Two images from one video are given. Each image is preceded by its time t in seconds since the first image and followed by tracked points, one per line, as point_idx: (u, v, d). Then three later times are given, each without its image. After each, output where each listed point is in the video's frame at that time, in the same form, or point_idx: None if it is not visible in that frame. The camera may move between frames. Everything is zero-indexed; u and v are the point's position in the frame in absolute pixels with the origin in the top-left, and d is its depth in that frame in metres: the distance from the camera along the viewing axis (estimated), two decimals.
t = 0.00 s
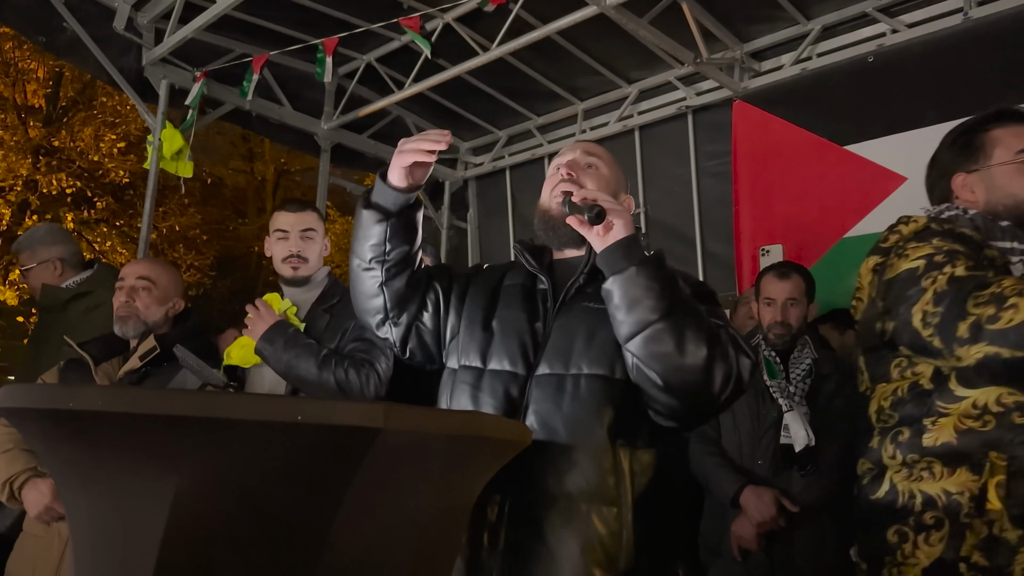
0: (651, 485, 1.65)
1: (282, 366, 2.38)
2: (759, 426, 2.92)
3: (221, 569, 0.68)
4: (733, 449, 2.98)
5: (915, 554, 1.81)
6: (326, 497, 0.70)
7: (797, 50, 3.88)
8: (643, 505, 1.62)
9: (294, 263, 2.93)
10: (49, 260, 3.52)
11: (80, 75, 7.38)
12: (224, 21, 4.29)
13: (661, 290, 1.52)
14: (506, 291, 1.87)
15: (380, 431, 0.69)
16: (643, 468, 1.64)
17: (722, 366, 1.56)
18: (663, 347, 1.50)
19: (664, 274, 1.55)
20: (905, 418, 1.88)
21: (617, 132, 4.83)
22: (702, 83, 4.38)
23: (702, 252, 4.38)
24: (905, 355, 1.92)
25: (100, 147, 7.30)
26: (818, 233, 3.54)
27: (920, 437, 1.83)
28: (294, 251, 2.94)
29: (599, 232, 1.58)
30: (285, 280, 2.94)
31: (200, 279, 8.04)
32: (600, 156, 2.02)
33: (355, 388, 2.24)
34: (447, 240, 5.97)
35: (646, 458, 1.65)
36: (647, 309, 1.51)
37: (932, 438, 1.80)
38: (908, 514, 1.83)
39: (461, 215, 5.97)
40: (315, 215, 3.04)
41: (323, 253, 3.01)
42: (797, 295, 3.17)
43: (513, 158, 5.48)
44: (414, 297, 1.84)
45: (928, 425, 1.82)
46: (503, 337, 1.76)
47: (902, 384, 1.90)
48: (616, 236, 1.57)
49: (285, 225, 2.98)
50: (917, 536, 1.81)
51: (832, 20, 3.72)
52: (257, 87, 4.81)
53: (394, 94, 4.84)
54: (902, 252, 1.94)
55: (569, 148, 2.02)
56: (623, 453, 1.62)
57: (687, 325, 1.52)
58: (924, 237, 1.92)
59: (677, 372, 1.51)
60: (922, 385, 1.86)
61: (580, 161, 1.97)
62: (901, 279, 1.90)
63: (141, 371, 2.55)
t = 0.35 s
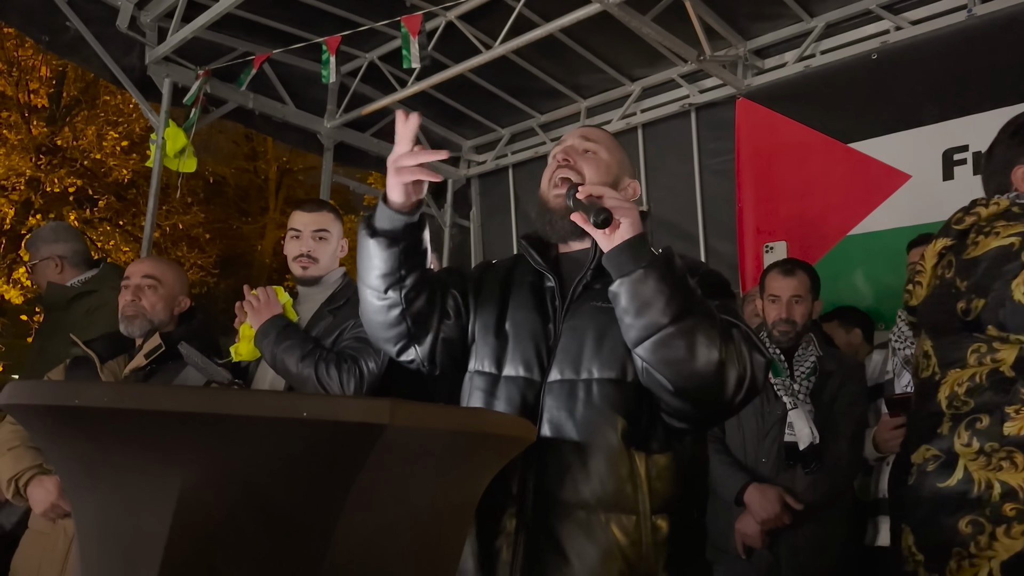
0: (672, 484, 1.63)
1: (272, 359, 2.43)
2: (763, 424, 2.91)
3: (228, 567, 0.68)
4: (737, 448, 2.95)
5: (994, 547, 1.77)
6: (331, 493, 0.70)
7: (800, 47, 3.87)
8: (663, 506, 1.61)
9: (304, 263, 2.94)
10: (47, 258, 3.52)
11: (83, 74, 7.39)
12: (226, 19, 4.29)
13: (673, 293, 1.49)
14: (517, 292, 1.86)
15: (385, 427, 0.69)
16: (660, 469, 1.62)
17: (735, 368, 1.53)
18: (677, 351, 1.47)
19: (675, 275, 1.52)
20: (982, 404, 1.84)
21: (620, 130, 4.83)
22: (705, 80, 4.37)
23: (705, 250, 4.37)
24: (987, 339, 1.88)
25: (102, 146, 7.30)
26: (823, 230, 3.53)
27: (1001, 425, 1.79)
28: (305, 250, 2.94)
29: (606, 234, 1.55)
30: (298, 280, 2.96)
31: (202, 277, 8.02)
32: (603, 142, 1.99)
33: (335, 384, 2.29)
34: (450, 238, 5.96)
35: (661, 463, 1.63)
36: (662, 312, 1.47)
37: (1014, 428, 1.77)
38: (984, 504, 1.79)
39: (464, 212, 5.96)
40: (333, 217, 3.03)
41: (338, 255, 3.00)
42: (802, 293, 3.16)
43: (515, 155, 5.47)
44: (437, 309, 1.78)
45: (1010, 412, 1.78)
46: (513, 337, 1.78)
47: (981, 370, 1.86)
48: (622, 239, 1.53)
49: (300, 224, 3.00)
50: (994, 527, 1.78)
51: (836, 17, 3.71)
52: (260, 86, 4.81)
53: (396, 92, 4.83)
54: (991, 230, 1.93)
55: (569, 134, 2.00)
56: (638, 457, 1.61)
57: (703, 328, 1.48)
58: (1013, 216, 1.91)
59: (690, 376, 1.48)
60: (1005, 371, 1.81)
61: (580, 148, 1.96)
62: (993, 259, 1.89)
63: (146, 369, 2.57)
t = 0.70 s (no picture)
0: (654, 483, 1.58)
1: (276, 360, 2.43)
2: (767, 423, 2.92)
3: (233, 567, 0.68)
4: (740, 443, 2.98)
5: None
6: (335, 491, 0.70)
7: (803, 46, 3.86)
8: (645, 505, 1.57)
9: (311, 265, 2.94)
10: (56, 254, 3.51)
11: (85, 74, 7.40)
12: (228, 19, 4.29)
13: (624, 282, 1.51)
14: (506, 302, 1.91)
15: (388, 427, 0.69)
16: (637, 467, 1.58)
17: (700, 356, 1.50)
18: (630, 339, 1.47)
19: (628, 265, 1.53)
20: (982, 422, 1.71)
21: (622, 129, 4.82)
22: (707, 79, 4.37)
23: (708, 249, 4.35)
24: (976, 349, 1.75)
25: (105, 146, 7.32)
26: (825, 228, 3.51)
27: (1006, 447, 1.65)
28: (312, 253, 2.93)
29: (563, 222, 1.61)
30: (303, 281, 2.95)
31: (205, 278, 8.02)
32: (586, 139, 1.92)
33: (339, 386, 2.30)
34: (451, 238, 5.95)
35: (635, 466, 1.57)
36: (611, 302, 1.50)
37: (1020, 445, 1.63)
38: (996, 531, 1.65)
39: (466, 212, 5.95)
40: (337, 217, 3.00)
41: (342, 256, 2.99)
42: (806, 291, 3.17)
43: (517, 155, 5.46)
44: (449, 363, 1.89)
45: (1014, 435, 1.64)
46: (501, 343, 1.82)
47: (975, 383, 1.73)
48: (580, 225, 1.60)
49: (305, 227, 2.97)
50: (1006, 552, 1.62)
51: (838, 16, 3.70)
52: (261, 86, 4.80)
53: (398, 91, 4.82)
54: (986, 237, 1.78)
55: (551, 138, 1.93)
56: (613, 455, 1.58)
57: (656, 315, 1.47)
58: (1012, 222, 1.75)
59: (647, 364, 1.47)
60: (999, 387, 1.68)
61: (563, 153, 1.90)
62: (983, 269, 1.74)
63: (149, 368, 2.56)
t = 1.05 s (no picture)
0: (630, 484, 1.58)
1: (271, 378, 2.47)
2: (768, 422, 2.94)
3: (236, 571, 0.68)
4: (742, 441, 2.99)
5: None
6: (335, 492, 0.70)
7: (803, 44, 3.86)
8: (619, 505, 1.58)
9: (317, 263, 2.92)
10: (68, 252, 3.45)
11: (86, 74, 7.39)
12: (228, 19, 4.29)
13: (565, 296, 1.53)
14: (490, 313, 1.96)
15: (388, 427, 0.69)
16: (610, 468, 1.59)
17: (644, 363, 1.47)
18: (573, 352, 1.48)
19: (569, 278, 1.56)
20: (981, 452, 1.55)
21: (622, 128, 4.83)
22: (708, 78, 4.37)
23: (709, 248, 4.34)
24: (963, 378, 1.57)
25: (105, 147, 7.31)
26: (825, 226, 3.51)
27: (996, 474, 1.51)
28: (319, 251, 2.93)
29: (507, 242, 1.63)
30: (307, 279, 2.94)
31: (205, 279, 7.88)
32: (542, 145, 1.88)
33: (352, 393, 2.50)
34: (452, 237, 5.94)
35: (608, 465, 1.59)
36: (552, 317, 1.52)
37: (1000, 529, 1.27)
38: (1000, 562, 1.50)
39: (466, 211, 5.94)
40: (346, 217, 3.01)
41: (349, 256, 3.00)
42: (807, 289, 3.15)
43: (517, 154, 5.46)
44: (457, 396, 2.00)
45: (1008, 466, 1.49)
46: (481, 355, 1.89)
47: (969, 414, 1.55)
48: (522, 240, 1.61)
49: (314, 224, 2.97)
50: None
51: (838, 15, 3.70)
52: (261, 85, 4.80)
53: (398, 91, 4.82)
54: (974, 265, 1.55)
55: (507, 150, 1.90)
56: (580, 461, 1.61)
57: (594, 328, 1.48)
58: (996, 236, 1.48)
59: (591, 375, 1.47)
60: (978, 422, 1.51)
61: (521, 164, 1.87)
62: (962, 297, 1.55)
63: (152, 368, 2.56)
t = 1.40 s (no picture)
0: (614, 482, 1.63)
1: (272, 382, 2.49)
2: (768, 420, 2.93)
3: (235, 570, 0.67)
4: (743, 439, 2.98)
5: None
6: (335, 490, 0.69)
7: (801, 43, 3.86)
8: (604, 503, 1.63)
9: (329, 260, 2.91)
10: (78, 262, 3.44)
11: (84, 75, 7.39)
12: (226, 19, 4.29)
13: (545, 306, 1.50)
14: (469, 316, 1.96)
15: (386, 426, 0.68)
16: (594, 467, 1.64)
17: (628, 367, 1.49)
18: (558, 362, 1.48)
19: (550, 286, 1.53)
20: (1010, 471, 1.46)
21: (621, 127, 4.83)
22: (706, 77, 4.37)
23: (708, 247, 4.33)
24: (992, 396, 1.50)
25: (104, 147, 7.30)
26: (825, 225, 3.50)
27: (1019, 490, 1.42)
28: (332, 248, 2.91)
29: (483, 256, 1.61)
30: (315, 274, 2.92)
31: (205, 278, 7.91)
32: (507, 153, 1.88)
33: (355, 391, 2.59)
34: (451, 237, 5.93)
35: (592, 464, 1.64)
36: (533, 330, 1.50)
37: (974, 541, 1.26)
38: None
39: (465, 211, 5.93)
40: (361, 217, 2.99)
41: (360, 257, 2.98)
42: (808, 288, 3.14)
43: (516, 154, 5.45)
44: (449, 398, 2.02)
45: None
46: (462, 360, 1.88)
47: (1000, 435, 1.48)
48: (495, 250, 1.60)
49: (329, 221, 2.94)
50: None
51: (837, 13, 3.70)
52: (260, 85, 4.79)
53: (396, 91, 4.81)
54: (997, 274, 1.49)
55: (473, 163, 1.89)
56: (566, 461, 1.65)
57: (577, 337, 1.48)
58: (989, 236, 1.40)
59: (576, 383, 1.48)
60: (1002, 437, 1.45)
61: (490, 175, 1.87)
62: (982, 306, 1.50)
63: (151, 369, 2.56)
